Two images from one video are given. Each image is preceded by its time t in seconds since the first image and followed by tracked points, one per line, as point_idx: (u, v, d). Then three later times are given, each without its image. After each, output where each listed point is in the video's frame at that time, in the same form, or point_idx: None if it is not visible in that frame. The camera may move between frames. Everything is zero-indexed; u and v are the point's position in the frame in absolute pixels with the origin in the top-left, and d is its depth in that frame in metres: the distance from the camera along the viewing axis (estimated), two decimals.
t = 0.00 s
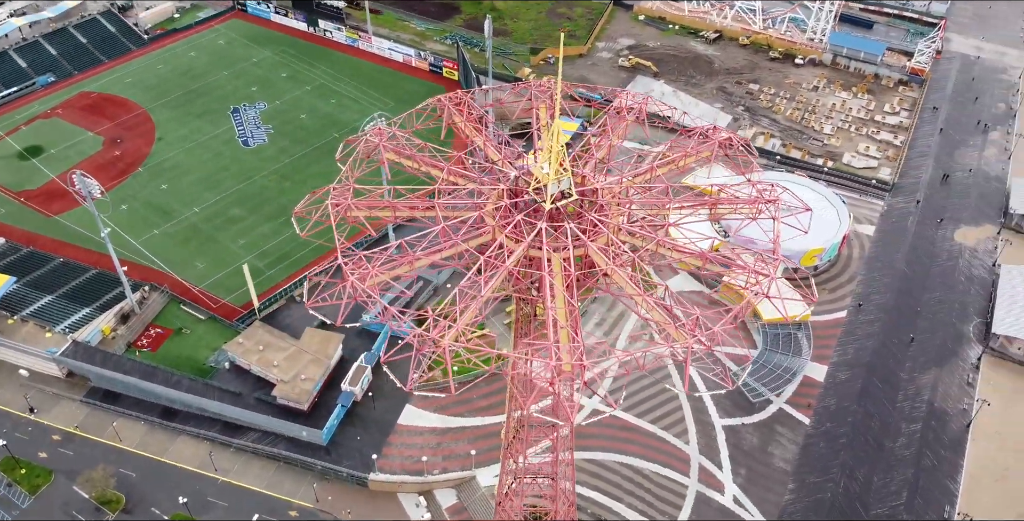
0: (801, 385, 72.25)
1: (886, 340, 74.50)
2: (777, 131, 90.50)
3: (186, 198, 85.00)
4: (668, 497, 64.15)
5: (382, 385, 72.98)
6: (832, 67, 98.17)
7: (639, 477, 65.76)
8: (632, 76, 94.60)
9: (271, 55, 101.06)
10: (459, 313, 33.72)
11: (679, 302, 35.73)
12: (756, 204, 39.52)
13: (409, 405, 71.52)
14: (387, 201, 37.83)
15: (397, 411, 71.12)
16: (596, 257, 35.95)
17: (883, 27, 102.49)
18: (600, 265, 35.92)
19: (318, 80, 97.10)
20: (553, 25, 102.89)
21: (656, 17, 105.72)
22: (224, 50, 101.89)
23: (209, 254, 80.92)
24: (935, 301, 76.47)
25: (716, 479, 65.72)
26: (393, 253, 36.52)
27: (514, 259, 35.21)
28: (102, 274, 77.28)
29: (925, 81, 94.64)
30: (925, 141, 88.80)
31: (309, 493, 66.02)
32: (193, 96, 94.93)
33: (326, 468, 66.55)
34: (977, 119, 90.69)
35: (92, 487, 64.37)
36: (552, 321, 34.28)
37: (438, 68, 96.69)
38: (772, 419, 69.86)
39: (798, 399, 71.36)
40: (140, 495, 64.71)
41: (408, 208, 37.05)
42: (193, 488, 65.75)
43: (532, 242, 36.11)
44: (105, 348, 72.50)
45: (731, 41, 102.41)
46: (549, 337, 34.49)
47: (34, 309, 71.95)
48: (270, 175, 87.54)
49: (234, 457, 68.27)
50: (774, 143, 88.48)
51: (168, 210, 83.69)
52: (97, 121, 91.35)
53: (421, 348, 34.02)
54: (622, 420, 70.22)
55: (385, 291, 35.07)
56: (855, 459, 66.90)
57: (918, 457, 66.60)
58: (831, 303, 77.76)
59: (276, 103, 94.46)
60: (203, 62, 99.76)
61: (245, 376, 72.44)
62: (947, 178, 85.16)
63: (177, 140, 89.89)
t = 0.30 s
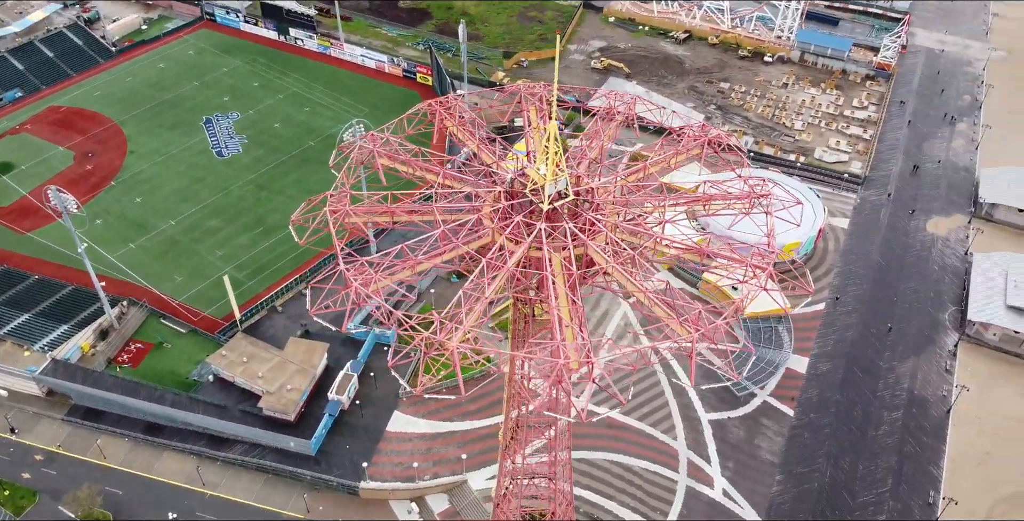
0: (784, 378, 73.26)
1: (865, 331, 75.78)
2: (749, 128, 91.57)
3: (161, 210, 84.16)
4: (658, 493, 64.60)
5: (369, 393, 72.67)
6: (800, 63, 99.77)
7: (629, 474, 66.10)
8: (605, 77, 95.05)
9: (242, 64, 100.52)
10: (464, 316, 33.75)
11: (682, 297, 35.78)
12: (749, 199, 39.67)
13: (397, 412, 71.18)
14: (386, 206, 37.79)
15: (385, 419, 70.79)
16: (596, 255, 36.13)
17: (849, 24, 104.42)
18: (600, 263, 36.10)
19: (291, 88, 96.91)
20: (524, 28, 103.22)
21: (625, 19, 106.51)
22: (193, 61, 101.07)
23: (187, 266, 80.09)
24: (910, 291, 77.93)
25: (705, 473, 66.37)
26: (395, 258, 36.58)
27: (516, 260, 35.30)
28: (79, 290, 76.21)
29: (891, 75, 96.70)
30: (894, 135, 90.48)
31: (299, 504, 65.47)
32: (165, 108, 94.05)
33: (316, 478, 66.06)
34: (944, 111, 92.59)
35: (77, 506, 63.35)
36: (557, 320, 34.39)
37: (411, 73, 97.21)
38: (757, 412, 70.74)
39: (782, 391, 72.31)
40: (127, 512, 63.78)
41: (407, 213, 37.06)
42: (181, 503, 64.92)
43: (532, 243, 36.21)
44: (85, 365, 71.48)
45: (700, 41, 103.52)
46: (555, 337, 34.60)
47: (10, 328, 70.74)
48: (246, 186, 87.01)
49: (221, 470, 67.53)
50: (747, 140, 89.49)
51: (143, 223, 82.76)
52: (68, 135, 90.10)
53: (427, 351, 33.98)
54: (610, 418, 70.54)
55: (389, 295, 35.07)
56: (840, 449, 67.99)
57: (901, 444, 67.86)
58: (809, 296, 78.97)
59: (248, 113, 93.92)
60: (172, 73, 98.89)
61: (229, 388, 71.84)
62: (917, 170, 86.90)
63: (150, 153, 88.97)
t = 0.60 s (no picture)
0: (767, 371, 74.25)
1: (843, 322, 77.00)
2: (722, 127, 92.63)
3: (136, 224, 83.22)
4: (649, 489, 65.11)
5: (355, 401, 72.37)
6: (769, 61, 101.25)
7: (620, 472, 66.49)
8: (578, 80, 95.72)
9: (213, 74, 99.92)
10: (470, 318, 34.08)
11: (682, 293, 36.21)
12: (742, 194, 40.11)
13: (385, 419, 70.95)
14: (384, 211, 37.85)
15: (373, 426, 70.51)
16: (596, 254, 36.46)
17: (815, 21, 106.20)
18: (600, 262, 36.43)
19: (263, 98, 96.64)
20: (496, 33, 103.55)
21: (596, 21, 107.27)
22: (163, 72, 100.14)
23: (165, 280, 79.24)
24: (886, 281, 79.36)
25: (694, 467, 67.03)
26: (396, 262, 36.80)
27: (518, 261, 35.54)
28: (55, 308, 75.17)
29: (858, 70, 98.32)
30: (864, 129, 92.11)
31: (290, 515, 64.98)
32: (135, 121, 93.12)
33: (306, 489, 65.64)
34: (911, 105, 94.47)
35: None
36: (562, 319, 34.67)
37: (385, 80, 97.65)
38: (743, 405, 71.59)
39: (765, 384, 73.26)
40: None
41: (407, 217, 37.27)
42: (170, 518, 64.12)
43: (533, 243, 36.45)
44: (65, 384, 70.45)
45: (671, 42, 104.56)
46: (560, 336, 34.87)
47: None
48: (223, 197, 86.40)
49: (209, 484, 66.77)
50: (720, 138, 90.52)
51: (118, 237, 81.78)
52: (37, 150, 88.79)
53: (434, 355, 34.10)
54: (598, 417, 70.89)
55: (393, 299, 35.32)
56: (825, 438, 69.04)
57: (883, 432, 69.06)
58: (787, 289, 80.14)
59: (221, 123, 93.37)
60: (142, 85, 97.94)
61: (214, 401, 71.19)
62: (888, 162, 88.61)
63: (123, 167, 87.99)
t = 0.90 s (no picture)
0: (750, 364, 75.24)
1: (822, 315, 78.19)
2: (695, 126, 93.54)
3: (112, 238, 82.27)
4: (639, 485, 65.60)
5: (343, 410, 72.00)
6: (738, 60, 102.53)
7: (609, 471, 66.88)
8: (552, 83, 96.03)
9: (183, 85, 99.23)
10: (476, 320, 34.31)
11: (684, 287, 36.53)
12: (735, 190, 40.58)
13: (373, 427, 70.69)
14: (383, 218, 37.97)
15: (362, 434, 70.19)
16: (596, 253, 36.81)
17: (782, 19, 107.74)
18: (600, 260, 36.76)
19: (236, 107, 96.34)
20: (468, 37, 103.70)
21: (567, 24, 107.77)
22: (132, 84, 99.18)
23: (143, 294, 78.28)
24: (862, 273, 80.75)
25: (682, 463, 67.66)
26: (398, 268, 36.96)
27: (520, 262, 35.78)
28: (32, 326, 74.15)
29: (826, 67, 100.15)
30: (834, 124, 93.67)
31: None
32: (107, 134, 92.14)
33: (296, 499, 65.18)
34: (879, 100, 96.24)
35: None
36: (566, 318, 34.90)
37: (358, 86, 97.90)
38: (727, 400, 72.46)
39: (749, 378, 74.25)
40: None
41: (405, 223, 37.48)
42: None
43: (533, 244, 36.73)
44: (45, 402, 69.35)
45: (641, 43, 105.39)
46: (565, 335, 35.13)
47: None
48: (199, 208, 85.83)
49: (198, 498, 65.92)
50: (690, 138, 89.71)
51: (93, 252, 80.74)
52: (7, 166, 87.47)
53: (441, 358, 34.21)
54: (587, 417, 71.23)
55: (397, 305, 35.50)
56: (809, 429, 70.05)
57: (866, 421, 70.25)
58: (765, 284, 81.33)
59: (194, 134, 92.90)
60: (111, 98, 96.85)
61: (198, 415, 70.43)
62: (859, 155, 90.23)
63: (96, 181, 87.00)
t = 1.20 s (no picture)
0: (733, 359, 76.18)
1: (801, 308, 79.37)
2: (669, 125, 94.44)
3: (87, 253, 81.12)
4: (630, 483, 66.13)
5: (330, 419, 71.58)
6: (707, 60, 103.72)
7: (600, 470, 67.28)
8: (526, 86, 96.33)
9: (153, 98, 98.28)
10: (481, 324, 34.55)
11: (685, 284, 36.94)
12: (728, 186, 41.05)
13: (362, 435, 70.37)
14: (382, 224, 38.03)
15: (351, 443, 69.83)
16: (596, 252, 37.08)
17: (749, 18, 109.32)
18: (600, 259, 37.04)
19: (208, 117, 95.71)
20: (440, 42, 103.80)
21: (538, 28, 108.18)
22: (101, 98, 97.96)
23: (121, 309, 77.18)
24: (838, 265, 82.06)
25: (671, 459, 68.28)
26: (400, 274, 36.99)
27: (522, 264, 35.98)
28: (9, 346, 72.93)
29: (793, 64, 101.82)
30: (804, 120, 95.12)
31: None
32: (77, 148, 90.95)
33: (287, 510, 64.67)
34: (847, 95, 97.90)
35: None
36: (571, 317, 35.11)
37: (331, 93, 97.86)
38: (713, 395, 73.29)
39: (732, 373, 75.18)
40: None
41: (404, 230, 37.69)
42: None
43: (533, 245, 36.94)
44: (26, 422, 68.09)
45: (612, 45, 106.13)
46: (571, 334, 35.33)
47: None
48: (174, 220, 85.01)
49: (187, 514, 65.06)
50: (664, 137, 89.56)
51: (68, 269, 79.55)
52: None
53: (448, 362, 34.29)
54: (575, 417, 71.60)
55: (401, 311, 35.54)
56: (794, 421, 71.02)
57: (849, 411, 71.41)
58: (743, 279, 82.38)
59: (166, 146, 92.13)
60: (80, 112, 95.58)
61: (184, 430, 69.56)
62: (830, 149, 91.76)
63: (68, 196, 85.84)
